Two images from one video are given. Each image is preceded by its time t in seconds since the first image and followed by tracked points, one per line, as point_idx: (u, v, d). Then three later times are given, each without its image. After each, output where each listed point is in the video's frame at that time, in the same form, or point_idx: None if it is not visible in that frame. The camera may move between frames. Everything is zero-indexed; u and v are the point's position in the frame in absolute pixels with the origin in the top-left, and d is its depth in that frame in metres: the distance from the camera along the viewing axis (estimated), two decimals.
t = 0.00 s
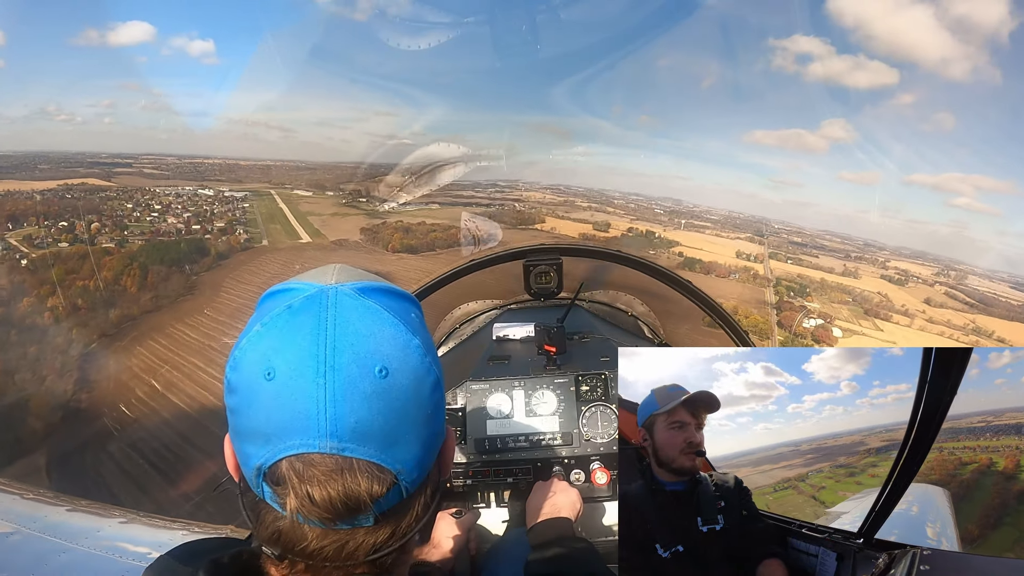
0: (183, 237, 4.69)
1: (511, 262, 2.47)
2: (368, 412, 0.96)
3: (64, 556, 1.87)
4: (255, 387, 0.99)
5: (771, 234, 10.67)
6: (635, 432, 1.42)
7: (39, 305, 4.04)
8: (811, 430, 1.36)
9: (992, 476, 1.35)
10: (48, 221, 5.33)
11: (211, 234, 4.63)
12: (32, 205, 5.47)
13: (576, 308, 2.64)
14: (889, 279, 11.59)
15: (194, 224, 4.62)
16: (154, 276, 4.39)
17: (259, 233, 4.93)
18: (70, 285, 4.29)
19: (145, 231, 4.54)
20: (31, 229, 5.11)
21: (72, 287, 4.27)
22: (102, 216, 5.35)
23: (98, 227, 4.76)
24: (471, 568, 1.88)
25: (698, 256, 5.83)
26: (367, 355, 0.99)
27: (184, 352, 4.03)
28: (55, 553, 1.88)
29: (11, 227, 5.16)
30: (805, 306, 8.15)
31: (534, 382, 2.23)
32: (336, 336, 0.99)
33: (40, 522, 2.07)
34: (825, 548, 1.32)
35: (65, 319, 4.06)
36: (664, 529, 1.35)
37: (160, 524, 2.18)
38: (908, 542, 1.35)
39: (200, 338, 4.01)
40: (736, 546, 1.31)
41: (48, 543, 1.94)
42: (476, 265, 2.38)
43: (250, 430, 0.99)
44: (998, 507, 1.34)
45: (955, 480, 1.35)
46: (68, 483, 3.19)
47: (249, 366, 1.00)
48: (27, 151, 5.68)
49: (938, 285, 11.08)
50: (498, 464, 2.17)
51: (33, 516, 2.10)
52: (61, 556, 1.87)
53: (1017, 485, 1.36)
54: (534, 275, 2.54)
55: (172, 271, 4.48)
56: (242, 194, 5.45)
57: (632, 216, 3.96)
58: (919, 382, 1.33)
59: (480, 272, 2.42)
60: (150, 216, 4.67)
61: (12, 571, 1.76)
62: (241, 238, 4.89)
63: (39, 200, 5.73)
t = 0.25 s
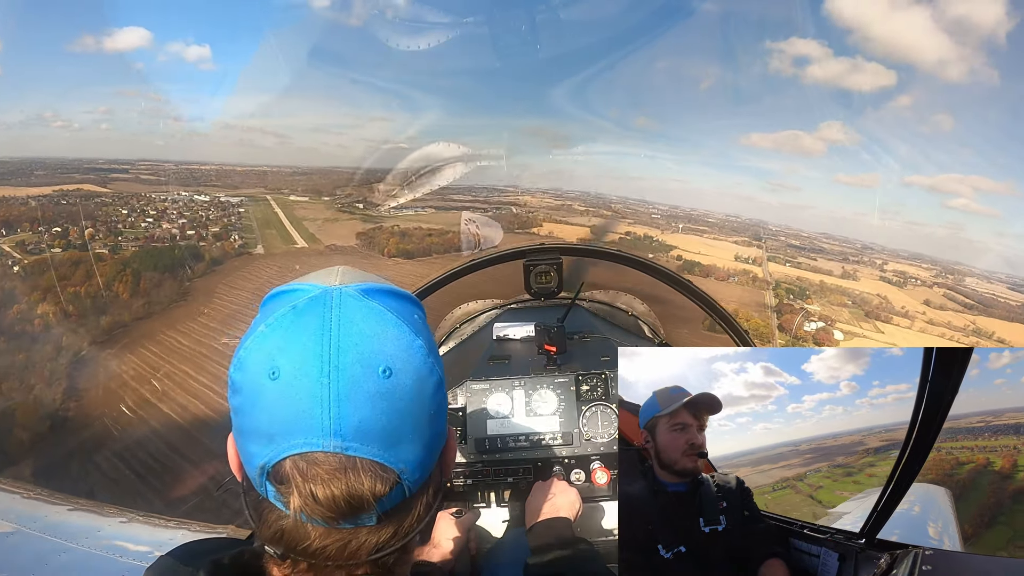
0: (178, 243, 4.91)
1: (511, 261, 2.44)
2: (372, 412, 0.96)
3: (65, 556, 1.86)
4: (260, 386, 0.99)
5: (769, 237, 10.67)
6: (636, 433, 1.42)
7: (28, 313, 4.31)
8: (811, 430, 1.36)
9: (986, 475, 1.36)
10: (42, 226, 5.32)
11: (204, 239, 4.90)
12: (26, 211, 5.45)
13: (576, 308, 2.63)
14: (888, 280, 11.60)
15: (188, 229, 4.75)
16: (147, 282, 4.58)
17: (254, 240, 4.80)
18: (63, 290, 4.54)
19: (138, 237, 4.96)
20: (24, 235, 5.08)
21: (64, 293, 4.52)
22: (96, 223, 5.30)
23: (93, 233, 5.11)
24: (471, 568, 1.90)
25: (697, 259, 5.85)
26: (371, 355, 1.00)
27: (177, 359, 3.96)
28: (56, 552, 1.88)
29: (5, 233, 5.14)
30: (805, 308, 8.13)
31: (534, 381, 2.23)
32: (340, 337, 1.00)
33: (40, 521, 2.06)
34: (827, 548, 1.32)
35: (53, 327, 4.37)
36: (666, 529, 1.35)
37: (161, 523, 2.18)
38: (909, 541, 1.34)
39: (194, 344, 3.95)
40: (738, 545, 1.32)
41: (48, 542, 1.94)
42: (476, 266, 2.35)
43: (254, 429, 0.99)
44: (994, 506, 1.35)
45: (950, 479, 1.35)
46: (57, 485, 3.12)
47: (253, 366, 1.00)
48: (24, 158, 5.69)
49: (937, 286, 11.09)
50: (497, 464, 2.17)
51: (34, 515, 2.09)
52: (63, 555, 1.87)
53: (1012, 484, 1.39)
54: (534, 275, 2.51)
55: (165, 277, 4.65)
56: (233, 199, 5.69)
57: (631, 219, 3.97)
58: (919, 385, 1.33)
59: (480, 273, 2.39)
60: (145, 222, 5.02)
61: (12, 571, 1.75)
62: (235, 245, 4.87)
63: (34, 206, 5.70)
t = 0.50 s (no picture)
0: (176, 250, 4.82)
1: (511, 261, 2.43)
2: (375, 412, 0.96)
3: (65, 555, 1.88)
4: (263, 387, 0.99)
5: (770, 237, 10.65)
6: (639, 436, 1.41)
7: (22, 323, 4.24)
8: (811, 430, 1.36)
9: (983, 473, 1.35)
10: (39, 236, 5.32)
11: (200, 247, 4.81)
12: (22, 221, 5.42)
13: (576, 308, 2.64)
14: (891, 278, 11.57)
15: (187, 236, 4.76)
16: (144, 291, 4.58)
17: (254, 246, 4.73)
18: (59, 300, 4.53)
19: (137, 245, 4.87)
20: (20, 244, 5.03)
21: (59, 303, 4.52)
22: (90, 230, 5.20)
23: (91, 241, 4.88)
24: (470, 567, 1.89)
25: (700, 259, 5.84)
26: (374, 356, 1.00)
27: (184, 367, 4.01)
28: (57, 553, 1.89)
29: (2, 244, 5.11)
30: (809, 306, 8.09)
31: (534, 381, 2.24)
32: (344, 337, 1.00)
33: (40, 521, 2.06)
34: (829, 548, 1.32)
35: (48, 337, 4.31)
36: (668, 531, 1.35)
37: (164, 523, 2.17)
38: (910, 541, 1.33)
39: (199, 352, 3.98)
40: (741, 547, 1.32)
41: (47, 541, 1.95)
42: (478, 266, 2.36)
43: (258, 430, 0.99)
44: (988, 506, 1.32)
45: (947, 479, 1.35)
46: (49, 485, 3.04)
47: (257, 367, 1.00)
48: (22, 168, 5.69)
49: (940, 284, 11.06)
50: (496, 463, 2.19)
51: (35, 515, 2.09)
52: (62, 555, 1.88)
53: (1009, 484, 1.35)
54: (534, 275, 2.51)
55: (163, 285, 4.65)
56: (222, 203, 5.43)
57: (632, 221, 3.98)
58: (920, 390, 1.33)
59: (480, 273, 2.39)
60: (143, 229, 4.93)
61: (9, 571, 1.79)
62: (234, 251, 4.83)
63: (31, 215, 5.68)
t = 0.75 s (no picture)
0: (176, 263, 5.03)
1: (511, 261, 2.43)
2: (360, 409, 0.96)
3: (63, 555, 1.88)
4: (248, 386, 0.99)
5: (773, 233, 10.64)
6: (637, 436, 1.40)
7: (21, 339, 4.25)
8: (811, 430, 1.36)
9: (983, 472, 1.36)
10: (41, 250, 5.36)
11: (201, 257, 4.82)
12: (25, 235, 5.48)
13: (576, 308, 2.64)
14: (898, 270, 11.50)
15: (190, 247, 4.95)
16: (145, 303, 4.78)
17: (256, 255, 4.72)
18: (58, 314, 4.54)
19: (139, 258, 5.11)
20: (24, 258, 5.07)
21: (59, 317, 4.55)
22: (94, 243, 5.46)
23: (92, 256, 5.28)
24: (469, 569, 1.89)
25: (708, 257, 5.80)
26: (359, 353, 0.99)
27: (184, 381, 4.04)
28: (55, 554, 1.89)
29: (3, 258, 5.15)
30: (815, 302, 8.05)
31: (533, 381, 2.23)
32: (327, 335, 0.99)
33: (40, 521, 2.06)
34: (830, 547, 1.32)
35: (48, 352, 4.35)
36: (668, 532, 1.35)
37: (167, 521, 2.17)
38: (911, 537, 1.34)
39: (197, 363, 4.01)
40: (742, 546, 1.32)
41: (47, 541, 1.95)
42: (475, 265, 2.36)
43: (243, 429, 0.99)
44: (985, 502, 1.35)
45: (944, 477, 1.35)
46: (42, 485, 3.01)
47: (242, 365, 1.00)
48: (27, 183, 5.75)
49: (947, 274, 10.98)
50: (496, 463, 2.19)
51: (35, 515, 2.09)
52: (57, 556, 1.88)
53: (1005, 483, 1.37)
54: (534, 274, 2.50)
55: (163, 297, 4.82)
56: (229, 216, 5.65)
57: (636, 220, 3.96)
58: (918, 394, 1.33)
59: (479, 272, 2.40)
60: (146, 241, 5.28)
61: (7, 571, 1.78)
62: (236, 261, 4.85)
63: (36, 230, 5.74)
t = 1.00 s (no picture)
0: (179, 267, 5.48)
1: (512, 262, 2.45)
2: (352, 407, 0.96)
3: (60, 556, 1.88)
4: (241, 385, 0.99)
5: (780, 232, 10.61)
6: (636, 435, 1.41)
7: (25, 344, 4.25)
8: (812, 430, 1.35)
9: (981, 473, 1.34)
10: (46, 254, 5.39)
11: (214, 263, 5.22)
12: (33, 240, 5.51)
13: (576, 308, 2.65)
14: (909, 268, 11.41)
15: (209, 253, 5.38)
16: (150, 308, 5.02)
17: (263, 258, 4.70)
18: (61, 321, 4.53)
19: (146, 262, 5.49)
20: (28, 263, 5.05)
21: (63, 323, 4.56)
22: (103, 250, 5.82)
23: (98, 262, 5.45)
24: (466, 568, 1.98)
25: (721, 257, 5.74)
26: (351, 350, 0.99)
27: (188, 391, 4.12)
28: (51, 554, 1.88)
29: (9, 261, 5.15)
30: (826, 301, 7.99)
31: (533, 382, 2.23)
32: (319, 333, 0.99)
33: (42, 520, 2.05)
34: (830, 543, 1.33)
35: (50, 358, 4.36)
36: (671, 531, 1.35)
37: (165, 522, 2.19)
38: (910, 532, 1.34)
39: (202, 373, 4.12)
40: (744, 545, 1.32)
41: (46, 541, 1.94)
42: (474, 266, 2.37)
43: (236, 428, 0.99)
44: (979, 504, 1.33)
45: (940, 474, 1.34)
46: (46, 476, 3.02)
47: (235, 365, 1.00)
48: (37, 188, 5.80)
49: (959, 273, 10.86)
50: (496, 464, 2.20)
51: (31, 514, 2.08)
52: (53, 557, 1.87)
53: (1001, 485, 1.34)
54: (534, 275, 2.54)
55: (169, 302, 5.09)
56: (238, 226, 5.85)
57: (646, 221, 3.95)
58: (914, 399, 1.32)
59: (479, 272, 2.40)
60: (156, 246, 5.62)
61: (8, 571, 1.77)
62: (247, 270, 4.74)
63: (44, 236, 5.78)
